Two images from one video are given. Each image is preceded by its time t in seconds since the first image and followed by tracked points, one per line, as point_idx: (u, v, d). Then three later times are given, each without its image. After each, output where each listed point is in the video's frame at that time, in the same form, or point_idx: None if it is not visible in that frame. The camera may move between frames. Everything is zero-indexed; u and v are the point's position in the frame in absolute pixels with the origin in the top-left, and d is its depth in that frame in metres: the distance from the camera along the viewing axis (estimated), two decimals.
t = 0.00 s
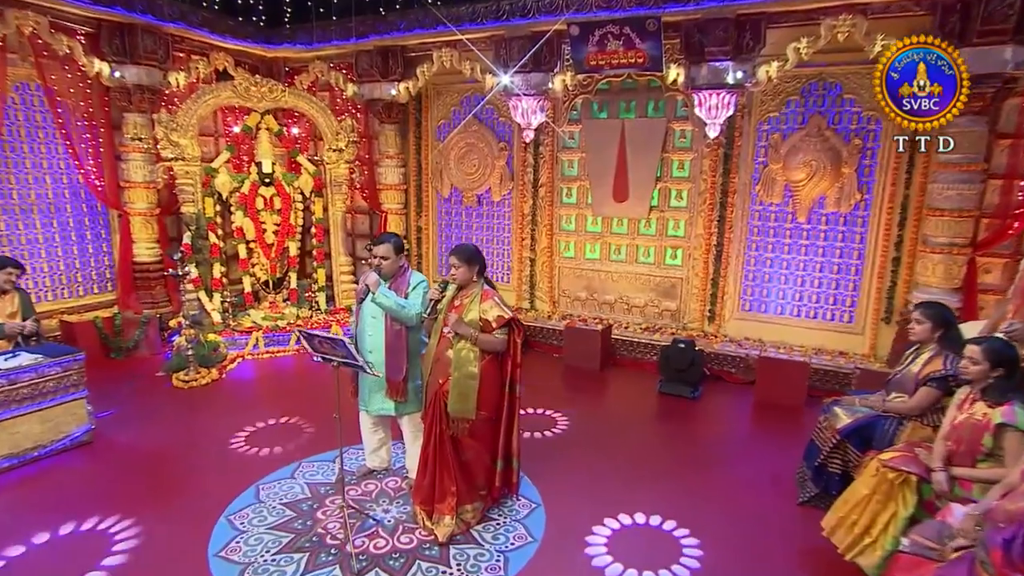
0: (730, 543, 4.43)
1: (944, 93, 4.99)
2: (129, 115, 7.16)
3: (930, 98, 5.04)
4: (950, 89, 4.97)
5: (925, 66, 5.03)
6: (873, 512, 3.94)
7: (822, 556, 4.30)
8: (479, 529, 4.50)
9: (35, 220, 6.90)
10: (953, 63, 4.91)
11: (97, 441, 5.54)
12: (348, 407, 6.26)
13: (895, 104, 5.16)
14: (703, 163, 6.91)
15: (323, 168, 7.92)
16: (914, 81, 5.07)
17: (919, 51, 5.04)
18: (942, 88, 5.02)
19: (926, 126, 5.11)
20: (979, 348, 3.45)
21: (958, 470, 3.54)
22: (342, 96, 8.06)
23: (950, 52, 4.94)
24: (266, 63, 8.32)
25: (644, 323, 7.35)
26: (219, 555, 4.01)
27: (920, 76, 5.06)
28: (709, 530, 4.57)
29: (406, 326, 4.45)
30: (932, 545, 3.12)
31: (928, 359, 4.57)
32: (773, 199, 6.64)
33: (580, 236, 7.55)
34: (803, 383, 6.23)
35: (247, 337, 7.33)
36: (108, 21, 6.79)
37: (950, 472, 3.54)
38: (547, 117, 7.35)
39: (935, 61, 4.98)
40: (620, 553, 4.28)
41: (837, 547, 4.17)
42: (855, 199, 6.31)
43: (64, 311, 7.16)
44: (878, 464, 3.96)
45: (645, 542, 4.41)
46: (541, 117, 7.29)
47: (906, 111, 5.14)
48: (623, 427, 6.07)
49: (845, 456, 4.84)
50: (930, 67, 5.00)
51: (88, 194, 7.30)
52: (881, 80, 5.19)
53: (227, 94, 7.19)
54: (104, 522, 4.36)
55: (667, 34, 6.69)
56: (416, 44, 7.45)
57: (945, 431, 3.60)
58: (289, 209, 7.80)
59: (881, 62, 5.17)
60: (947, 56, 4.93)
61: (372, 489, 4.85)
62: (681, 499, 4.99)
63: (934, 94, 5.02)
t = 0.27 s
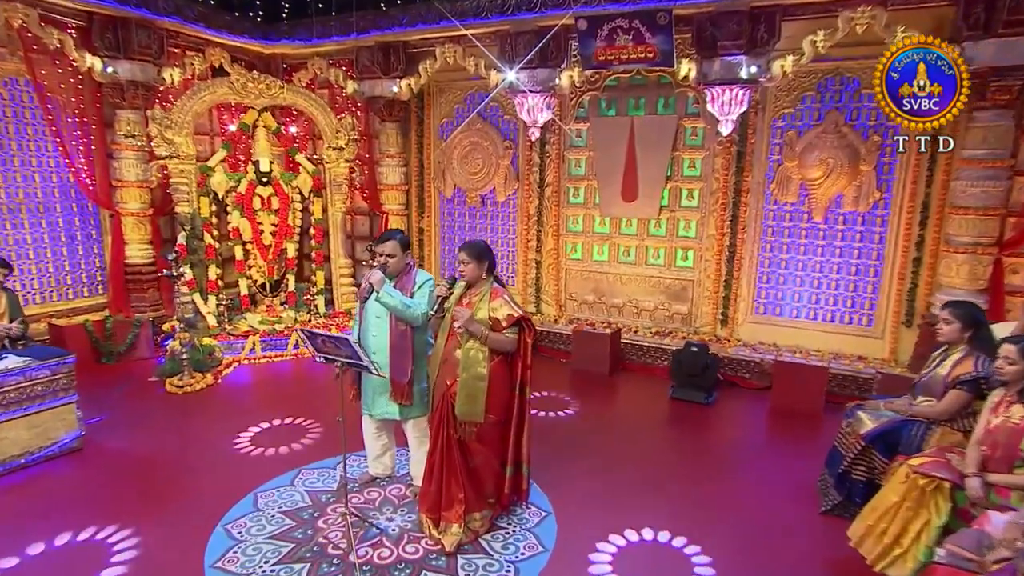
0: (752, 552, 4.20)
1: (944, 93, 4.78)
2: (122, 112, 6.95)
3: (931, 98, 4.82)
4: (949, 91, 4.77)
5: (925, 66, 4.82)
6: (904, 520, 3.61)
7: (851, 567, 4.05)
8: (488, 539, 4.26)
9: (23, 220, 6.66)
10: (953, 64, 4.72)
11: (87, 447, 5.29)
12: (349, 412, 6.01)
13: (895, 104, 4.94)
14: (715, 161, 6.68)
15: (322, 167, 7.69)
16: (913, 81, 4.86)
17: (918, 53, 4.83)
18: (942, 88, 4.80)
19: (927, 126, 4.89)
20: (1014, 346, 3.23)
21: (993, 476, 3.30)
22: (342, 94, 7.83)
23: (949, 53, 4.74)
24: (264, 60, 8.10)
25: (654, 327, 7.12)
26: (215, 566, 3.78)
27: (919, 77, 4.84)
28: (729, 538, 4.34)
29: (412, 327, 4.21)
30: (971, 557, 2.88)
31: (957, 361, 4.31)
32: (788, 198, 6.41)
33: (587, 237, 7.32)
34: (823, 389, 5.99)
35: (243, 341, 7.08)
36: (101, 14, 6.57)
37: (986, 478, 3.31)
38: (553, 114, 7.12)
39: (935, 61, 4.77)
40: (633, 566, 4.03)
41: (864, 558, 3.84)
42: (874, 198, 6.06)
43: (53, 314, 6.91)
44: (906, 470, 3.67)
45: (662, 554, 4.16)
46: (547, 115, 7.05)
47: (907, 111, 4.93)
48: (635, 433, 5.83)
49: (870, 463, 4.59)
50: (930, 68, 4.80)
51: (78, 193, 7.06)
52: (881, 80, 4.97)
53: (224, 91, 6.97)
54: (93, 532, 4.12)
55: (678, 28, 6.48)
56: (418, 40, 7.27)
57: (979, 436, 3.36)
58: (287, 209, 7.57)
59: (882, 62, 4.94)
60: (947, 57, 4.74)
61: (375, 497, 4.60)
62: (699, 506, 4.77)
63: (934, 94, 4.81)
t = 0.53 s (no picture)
0: (774, 563, 3.97)
1: (944, 93, 4.64)
2: (116, 111, 6.76)
3: (931, 98, 4.69)
4: (950, 90, 4.63)
5: (926, 66, 4.68)
6: (938, 533, 3.37)
7: None
8: (498, 550, 4.00)
9: (11, 220, 6.42)
10: (953, 63, 4.59)
11: (77, 455, 5.08)
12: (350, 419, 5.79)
13: (895, 104, 4.82)
14: (728, 161, 6.46)
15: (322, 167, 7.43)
16: (913, 81, 4.73)
17: (919, 51, 4.69)
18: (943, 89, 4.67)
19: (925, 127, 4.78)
20: None
21: None
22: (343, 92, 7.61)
23: (949, 50, 4.60)
24: (262, 57, 7.90)
25: (665, 333, 6.89)
26: None
27: (919, 76, 4.71)
28: (750, 549, 4.13)
29: (418, 328, 3.98)
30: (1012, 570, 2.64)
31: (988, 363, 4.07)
32: (805, 198, 6.19)
33: (595, 239, 7.09)
34: (843, 399, 5.75)
35: (240, 347, 6.86)
36: (94, 9, 6.37)
37: None
38: (561, 113, 6.91)
39: (935, 61, 4.64)
40: None
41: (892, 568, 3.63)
42: (894, 198, 5.82)
43: (42, 319, 6.68)
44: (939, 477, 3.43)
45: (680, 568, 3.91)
46: (555, 114, 6.84)
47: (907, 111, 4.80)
48: (648, 441, 5.61)
49: (897, 472, 4.31)
50: (930, 68, 4.66)
51: (70, 194, 6.83)
52: (881, 80, 4.85)
53: (220, 88, 6.76)
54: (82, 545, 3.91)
55: (690, 23, 6.28)
56: (421, 37, 7.05)
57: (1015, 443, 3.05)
58: (286, 210, 7.34)
59: (881, 60, 4.83)
60: (946, 56, 4.60)
61: (379, 507, 4.36)
62: (717, 515, 4.54)
63: (935, 94, 4.67)
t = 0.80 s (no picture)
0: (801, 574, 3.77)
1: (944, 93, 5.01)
2: (111, 109, 6.57)
3: (931, 98, 5.04)
4: (950, 89, 4.99)
5: (926, 67, 5.05)
6: (974, 542, 3.11)
7: None
8: (509, 559, 3.81)
9: (3, 221, 6.23)
10: (952, 63, 4.96)
11: (70, 462, 4.88)
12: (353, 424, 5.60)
13: (895, 104, 5.17)
14: (741, 160, 6.27)
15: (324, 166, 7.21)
16: (914, 80, 5.07)
17: (919, 52, 5.06)
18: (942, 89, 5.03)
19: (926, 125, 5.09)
20: None
21: None
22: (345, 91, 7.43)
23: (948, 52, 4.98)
24: (261, 55, 7.72)
25: (676, 337, 6.68)
26: None
27: (920, 76, 5.06)
28: (774, 558, 3.92)
29: (425, 331, 3.84)
30: None
31: None
32: (822, 198, 5.99)
33: (604, 241, 6.90)
34: (864, 405, 5.53)
35: (239, 352, 6.67)
36: (89, 4, 6.19)
37: None
38: (569, 111, 6.73)
39: (935, 61, 5.01)
40: None
41: None
42: (915, 197, 5.62)
43: (34, 323, 6.46)
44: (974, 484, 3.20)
45: None
46: (562, 112, 6.66)
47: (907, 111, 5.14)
48: (661, 447, 5.41)
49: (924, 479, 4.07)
50: (930, 67, 5.01)
51: (63, 194, 6.64)
52: (882, 81, 5.20)
53: (220, 86, 6.59)
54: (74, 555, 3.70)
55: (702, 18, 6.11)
56: (426, 34, 6.85)
57: None
58: (286, 210, 7.10)
59: (882, 63, 5.19)
60: (946, 56, 4.97)
61: (384, 515, 4.16)
62: (738, 523, 4.33)
63: (935, 94, 5.03)
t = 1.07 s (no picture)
0: None
1: (944, 93, 4.99)
2: (109, 105, 6.36)
3: (930, 98, 5.01)
4: (950, 89, 4.97)
5: (925, 67, 4.98)
6: None
7: None
8: (524, 569, 3.61)
9: None
10: (953, 62, 4.90)
11: (67, 468, 4.70)
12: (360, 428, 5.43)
13: (895, 104, 5.08)
14: (761, 157, 6.04)
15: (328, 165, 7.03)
16: (914, 80, 5.00)
17: (919, 52, 4.99)
18: (942, 88, 4.99)
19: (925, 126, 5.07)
20: None
21: None
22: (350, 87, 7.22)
23: (948, 51, 4.92)
24: (264, 50, 7.52)
25: (692, 341, 6.44)
26: None
27: (920, 76, 4.99)
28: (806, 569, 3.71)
29: (437, 331, 3.73)
30: None
31: None
32: (846, 196, 5.74)
33: (618, 242, 6.66)
34: (892, 410, 5.28)
35: (240, 356, 6.43)
36: None
37: None
38: (582, 107, 6.52)
39: (935, 61, 4.94)
40: None
41: None
42: (945, 195, 5.36)
43: (28, 326, 6.25)
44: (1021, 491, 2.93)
45: None
46: (575, 108, 6.46)
47: (906, 111, 5.07)
48: (681, 453, 5.19)
49: (963, 487, 3.82)
50: (930, 67, 4.95)
51: (58, 191, 6.42)
52: (881, 80, 5.10)
53: (222, 81, 6.38)
54: (67, 567, 3.52)
55: (721, 10, 5.88)
56: (433, 28, 6.65)
57: None
58: (289, 210, 6.90)
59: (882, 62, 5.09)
60: (947, 56, 4.90)
61: (394, 523, 3.98)
62: (765, 532, 4.12)
63: (935, 94, 4.99)
